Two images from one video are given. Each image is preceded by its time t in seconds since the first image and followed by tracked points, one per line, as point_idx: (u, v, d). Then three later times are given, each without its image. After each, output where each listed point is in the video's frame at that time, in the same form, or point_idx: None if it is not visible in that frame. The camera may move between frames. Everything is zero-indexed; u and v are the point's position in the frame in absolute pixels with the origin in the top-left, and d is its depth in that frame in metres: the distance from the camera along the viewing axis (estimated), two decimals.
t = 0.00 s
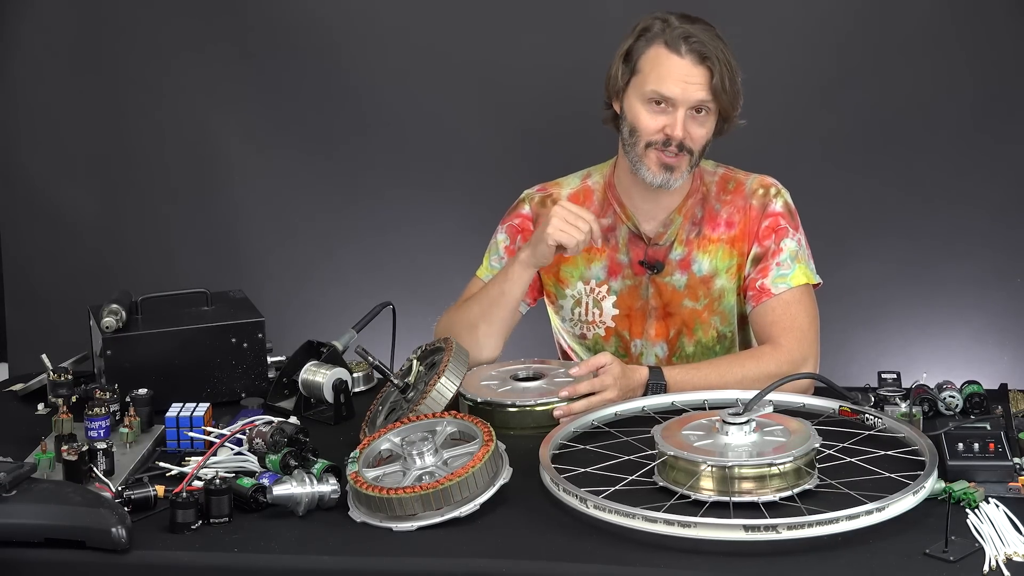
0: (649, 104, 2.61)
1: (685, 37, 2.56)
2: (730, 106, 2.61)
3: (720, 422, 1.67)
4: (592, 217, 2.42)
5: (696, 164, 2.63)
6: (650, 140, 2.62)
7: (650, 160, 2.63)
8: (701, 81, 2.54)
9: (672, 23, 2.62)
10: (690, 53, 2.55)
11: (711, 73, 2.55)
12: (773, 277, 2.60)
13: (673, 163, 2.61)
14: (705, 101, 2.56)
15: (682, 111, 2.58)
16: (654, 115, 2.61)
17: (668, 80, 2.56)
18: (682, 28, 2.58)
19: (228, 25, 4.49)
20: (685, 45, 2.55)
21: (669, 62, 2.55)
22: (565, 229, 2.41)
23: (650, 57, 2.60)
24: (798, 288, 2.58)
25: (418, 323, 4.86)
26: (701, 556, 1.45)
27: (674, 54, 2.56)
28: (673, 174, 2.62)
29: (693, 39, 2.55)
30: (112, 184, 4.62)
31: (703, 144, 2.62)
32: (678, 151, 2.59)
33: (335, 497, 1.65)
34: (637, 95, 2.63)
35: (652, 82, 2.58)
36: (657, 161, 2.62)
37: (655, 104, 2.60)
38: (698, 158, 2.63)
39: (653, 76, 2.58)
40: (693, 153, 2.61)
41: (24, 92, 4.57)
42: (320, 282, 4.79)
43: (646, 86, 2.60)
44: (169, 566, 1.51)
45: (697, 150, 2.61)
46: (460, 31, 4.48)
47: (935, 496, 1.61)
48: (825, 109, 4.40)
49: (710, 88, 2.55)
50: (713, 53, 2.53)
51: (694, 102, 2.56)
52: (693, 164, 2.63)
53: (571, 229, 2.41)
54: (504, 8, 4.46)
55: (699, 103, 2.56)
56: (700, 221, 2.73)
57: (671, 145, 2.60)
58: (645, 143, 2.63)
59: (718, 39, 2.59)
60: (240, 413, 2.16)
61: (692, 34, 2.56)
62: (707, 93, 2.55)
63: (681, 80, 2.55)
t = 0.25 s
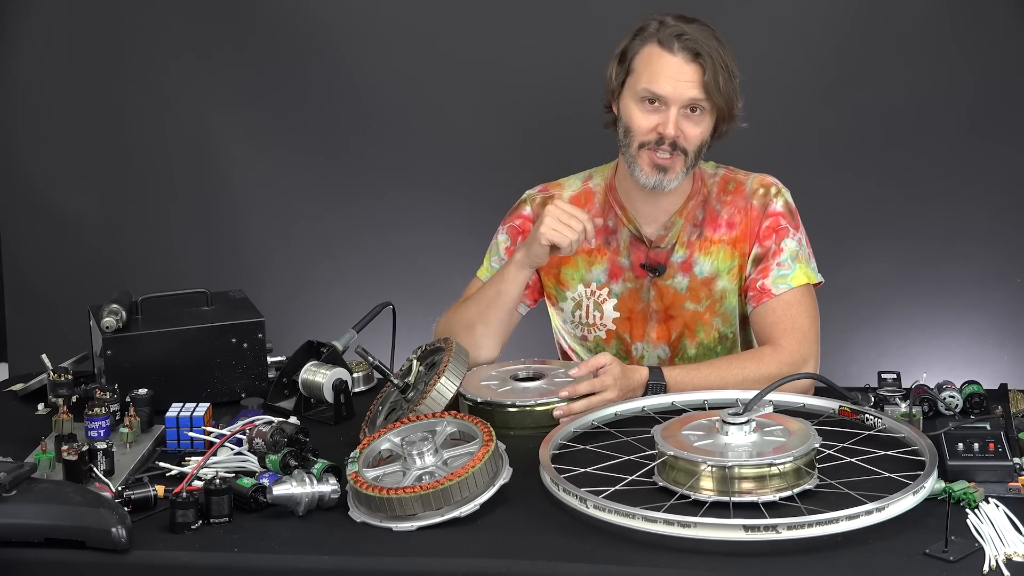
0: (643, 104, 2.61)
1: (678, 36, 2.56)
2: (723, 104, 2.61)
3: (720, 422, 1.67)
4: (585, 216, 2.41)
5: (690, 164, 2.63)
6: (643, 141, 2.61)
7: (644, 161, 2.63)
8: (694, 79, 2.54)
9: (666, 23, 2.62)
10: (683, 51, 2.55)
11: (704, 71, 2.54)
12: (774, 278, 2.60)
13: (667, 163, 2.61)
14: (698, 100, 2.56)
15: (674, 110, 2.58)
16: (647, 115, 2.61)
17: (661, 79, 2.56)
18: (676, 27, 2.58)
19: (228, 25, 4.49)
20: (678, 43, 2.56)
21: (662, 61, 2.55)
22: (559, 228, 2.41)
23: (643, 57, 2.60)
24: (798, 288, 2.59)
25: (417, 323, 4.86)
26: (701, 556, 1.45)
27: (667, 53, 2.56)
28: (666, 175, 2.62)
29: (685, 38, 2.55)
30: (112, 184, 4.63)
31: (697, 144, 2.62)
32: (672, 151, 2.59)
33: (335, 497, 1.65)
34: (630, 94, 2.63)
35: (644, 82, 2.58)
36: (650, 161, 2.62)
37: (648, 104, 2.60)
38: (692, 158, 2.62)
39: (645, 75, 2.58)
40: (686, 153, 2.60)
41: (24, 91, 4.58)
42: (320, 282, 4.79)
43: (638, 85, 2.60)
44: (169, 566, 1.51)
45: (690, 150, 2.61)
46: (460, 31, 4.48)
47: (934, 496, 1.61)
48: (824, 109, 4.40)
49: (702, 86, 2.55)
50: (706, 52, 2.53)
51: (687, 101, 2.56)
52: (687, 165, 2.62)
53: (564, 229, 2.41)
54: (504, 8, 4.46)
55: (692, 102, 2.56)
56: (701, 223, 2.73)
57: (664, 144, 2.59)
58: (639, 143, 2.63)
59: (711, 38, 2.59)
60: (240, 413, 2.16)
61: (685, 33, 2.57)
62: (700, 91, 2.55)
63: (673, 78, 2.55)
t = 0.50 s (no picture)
0: (635, 105, 2.61)
1: (669, 37, 2.55)
2: (717, 104, 2.59)
3: (720, 422, 1.67)
4: (581, 214, 2.41)
5: (684, 164, 2.62)
6: (637, 142, 2.62)
7: (638, 161, 2.64)
8: (684, 79, 2.54)
9: (658, 24, 2.61)
10: (673, 52, 2.54)
11: (695, 72, 2.53)
12: (773, 278, 2.60)
13: (660, 163, 2.61)
14: (690, 100, 2.56)
15: (666, 111, 2.58)
16: (640, 115, 2.61)
17: (652, 80, 2.55)
18: (667, 27, 2.57)
19: (227, 25, 4.49)
20: (668, 44, 2.54)
21: (653, 62, 2.54)
22: (553, 225, 2.42)
23: (635, 58, 2.60)
24: (798, 288, 2.58)
25: (417, 323, 4.86)
26: (701, 556, 1.45)
27: (658, 53, 2.55)
28: (660, 175, 2.62)
29: (676, 38, 2.54)
30: (112, 184, 4.62)
31: (691, 144, 2.61)
32: (665, 152, 2.59)
33: (335, 497, 1.65)
34: (623, 95, 2.63)
35: (636, 83, 2.58)
36: (644, 162, 2.63)
37: (640, 105, 2.60)
38: (686, 159, 2.62)
39: (637, 76, 2.58)
40: (680, 153, 2.60)
41: (24, 91, 4.58)
42: (320, 282, 4.79)
43: (630, 87, 2.60)
44: (169, 566, 1.51)
45: (684, 150, 2.61)
46: (460, 31, 4.48)
47: (935, 496, 1.61)
48: (824, 109, 4.40)
49: (693, 86, 2.54)
50: (697, 51, 2.53)
51: (678, 101, 2.56)
52: (682, 165, 2.62)
53: (559, 226, 2.41)
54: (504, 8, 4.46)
55: (683, 102, 2.56)
56: (699, 223, 2.73)
57: (657, 145, 2.59)
58: (633, 144, 2.63)
59: (703, 37, 2.57)
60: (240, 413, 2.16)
61: (677, 33, 2.55)
62: (691, 91, 2.54)
63: (664, 79, 2.54)
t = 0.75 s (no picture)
0: (629, 101, 2.61)
1: (662, 33, 2.56)
2: (710, 100, 2.60)
3: (720, 422, 1.67)
4: (578, 211, 2.41)
5: (678, 161, 2.62)
6: (630, 138, 2.62)
7: (632, 159, 2.63)
8: (676, 74, 2.55)
9: (652, 22, 2.62)
10: (666, 48, 2.55)
11: (687, 67, 2.54)
12: (773, 278, 2.59)
13: (654, 160, 2.61)
14: (682, 95, 2.56)
15: (659, 106, 2.58)
16: (633, 112, 2.61)
17: (644, 75, 2.56)
18: (661, 24, 2.59)
19: (227, 24, 4.49)
20: (661, 40, 2.56)
21: (646, 58, 2.55)
22: (548, 221, 2.42)
23: (628, 55, 2.61)
24: (798, 288, 2.58)
25: (417, 323, 4.86)
26: (701, 556, 1.45)
27: (651, 50, 2.56)
28: (653, 173, 2.62)
29: (669, 35, 2.55)
30: (112, 184, 4.62)
31: (685, 140, 2.61)
32: (658, 148, 2.59)
33: (335, 497, 1.65)
34: (618, 93, 2.64)
35: (629, 79, 2.58)
36: (638, 159, 2.62)
37: (633, 101, 2.60)
38: (680, 156, 2.62)
39: (630, 72, 2.59)
40: (674, 149, 2.60)
41: (24, 91, 4.58)
42: (320, 282, 4.79)
43: (624, 83, 2.60)
44: (169, 566, 1.51)
45: (678, 146, 2.60)
46: (460, 31, 4.48)
47: (934, 496, 1.61)
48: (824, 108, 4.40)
49: (685, 82, 2.55)
50: (690, 48, 2.53)
51: (671, 96, 2.56)
52: (676, 162, 2.62)
53: (554, 222, 2.41)
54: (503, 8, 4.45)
55: (677, 97, 2.56)
56: (697, 223, 2.73)
57: (650, 141, 2.59)
58: (627, 141, 2.63)
59: (697, 35, 2.58)
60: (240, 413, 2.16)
61: (670, 30, 2.57)
62: (683, 86, 2.55)
63: (656, 74, 2.55)
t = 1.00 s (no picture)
0: (621, 100, 2.61)
1: (652, 32, 2.56)
2: (703, 98, 2.60)
3: (720, 422, 1.67)
4: (580, 212, 2.41)
5: (673, 159, 2.62)
6: (624, 137, 2.61)
7: (627, 158, 2.63)
8: (667, 71, 2.55)
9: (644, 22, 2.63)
10: (657, 46, 2.55)
11: (678, 65, 2.54)
12: (773, 278, 2.59)
13: (649, 159, 2.60)
14: (674, 92, 2.57)
15: (651, 104, 2.58)
16: (626, 111, 2.61)
17: (636, 73, 2.56)
18: (651, 24, 2.59)
19: (227, 24, 4.49)
20: (651, 39, 2.56)
21: (637, 56, 2.56)
22: (551, 222, 2.42)
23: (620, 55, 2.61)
24: (798, 288, 2.58)
25: (417, 323, 4.86)
26: (701, 556, 1.45)
27: (642, 48, 2.56)
28: (649, 173, 2.61)
29: (660, 33, 2.55)
30: (112, 184, 4.62)
31: (679, 138, 2.61)
32: (653, 146, 2.59)
33: (335, 497, 1.65)
34: (611, 92, 2.64)
35: (621, 77, 2.58)
36: (633, 158, 2.62)
37: (626, 100, 2.60)
38: (675, 153, 2.61)
39: (622, 71, 2.59)
40: (669, 147, 2.60)
41: (24, 91, 4.58)
42: (320, 281, 4.79)
43: (616, 82, 2.60)
44: (169, 566, 1.51)
45: (672, 144, 2.60)
46: (459, 31, 4.48)
47: (934, 496, 1.60)
48: (824, 108, 4.40)
49: (677, 79, 2.55)
50: (680, 46, 2.54)
51: (662, 94, 2.56)
52: (671, 160, 2.62)
53: (557, 224, 2.41)
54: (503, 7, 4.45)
55: (669, 94, 2.57)
56: (697, 222, 2.73)
57: (644, 139, 2.58)
58: (621, 140, 2.63)
59: (687, 33, 2.59)
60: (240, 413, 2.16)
61: (660, 29, 2.57)
62: (674, 84, 2.55)
63: (647, 72, 2.55)
